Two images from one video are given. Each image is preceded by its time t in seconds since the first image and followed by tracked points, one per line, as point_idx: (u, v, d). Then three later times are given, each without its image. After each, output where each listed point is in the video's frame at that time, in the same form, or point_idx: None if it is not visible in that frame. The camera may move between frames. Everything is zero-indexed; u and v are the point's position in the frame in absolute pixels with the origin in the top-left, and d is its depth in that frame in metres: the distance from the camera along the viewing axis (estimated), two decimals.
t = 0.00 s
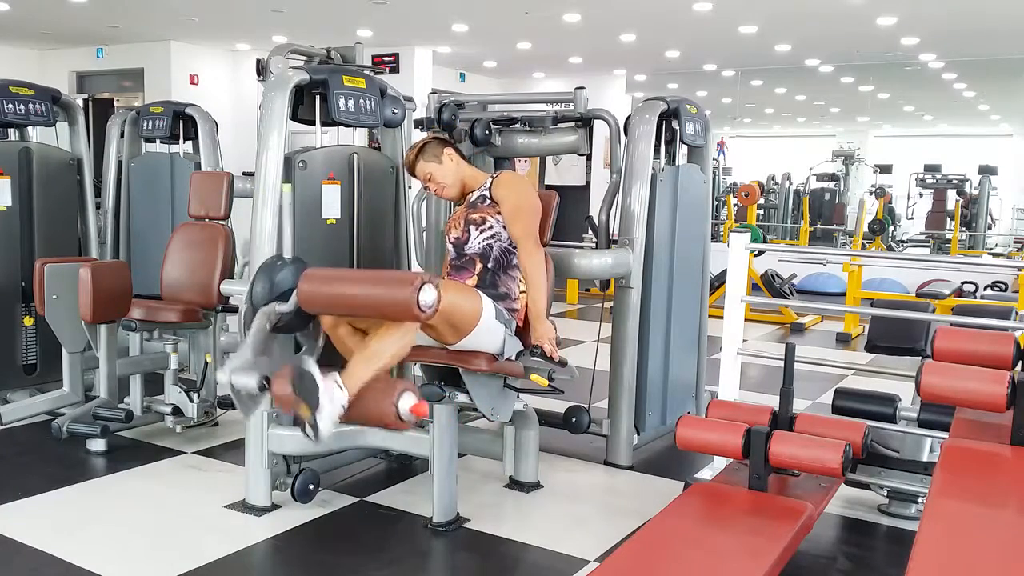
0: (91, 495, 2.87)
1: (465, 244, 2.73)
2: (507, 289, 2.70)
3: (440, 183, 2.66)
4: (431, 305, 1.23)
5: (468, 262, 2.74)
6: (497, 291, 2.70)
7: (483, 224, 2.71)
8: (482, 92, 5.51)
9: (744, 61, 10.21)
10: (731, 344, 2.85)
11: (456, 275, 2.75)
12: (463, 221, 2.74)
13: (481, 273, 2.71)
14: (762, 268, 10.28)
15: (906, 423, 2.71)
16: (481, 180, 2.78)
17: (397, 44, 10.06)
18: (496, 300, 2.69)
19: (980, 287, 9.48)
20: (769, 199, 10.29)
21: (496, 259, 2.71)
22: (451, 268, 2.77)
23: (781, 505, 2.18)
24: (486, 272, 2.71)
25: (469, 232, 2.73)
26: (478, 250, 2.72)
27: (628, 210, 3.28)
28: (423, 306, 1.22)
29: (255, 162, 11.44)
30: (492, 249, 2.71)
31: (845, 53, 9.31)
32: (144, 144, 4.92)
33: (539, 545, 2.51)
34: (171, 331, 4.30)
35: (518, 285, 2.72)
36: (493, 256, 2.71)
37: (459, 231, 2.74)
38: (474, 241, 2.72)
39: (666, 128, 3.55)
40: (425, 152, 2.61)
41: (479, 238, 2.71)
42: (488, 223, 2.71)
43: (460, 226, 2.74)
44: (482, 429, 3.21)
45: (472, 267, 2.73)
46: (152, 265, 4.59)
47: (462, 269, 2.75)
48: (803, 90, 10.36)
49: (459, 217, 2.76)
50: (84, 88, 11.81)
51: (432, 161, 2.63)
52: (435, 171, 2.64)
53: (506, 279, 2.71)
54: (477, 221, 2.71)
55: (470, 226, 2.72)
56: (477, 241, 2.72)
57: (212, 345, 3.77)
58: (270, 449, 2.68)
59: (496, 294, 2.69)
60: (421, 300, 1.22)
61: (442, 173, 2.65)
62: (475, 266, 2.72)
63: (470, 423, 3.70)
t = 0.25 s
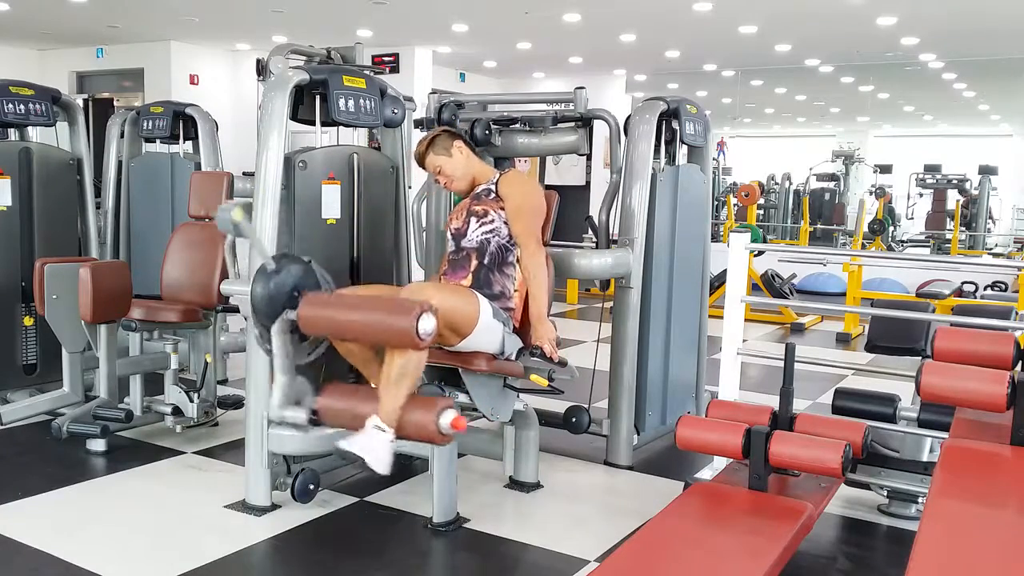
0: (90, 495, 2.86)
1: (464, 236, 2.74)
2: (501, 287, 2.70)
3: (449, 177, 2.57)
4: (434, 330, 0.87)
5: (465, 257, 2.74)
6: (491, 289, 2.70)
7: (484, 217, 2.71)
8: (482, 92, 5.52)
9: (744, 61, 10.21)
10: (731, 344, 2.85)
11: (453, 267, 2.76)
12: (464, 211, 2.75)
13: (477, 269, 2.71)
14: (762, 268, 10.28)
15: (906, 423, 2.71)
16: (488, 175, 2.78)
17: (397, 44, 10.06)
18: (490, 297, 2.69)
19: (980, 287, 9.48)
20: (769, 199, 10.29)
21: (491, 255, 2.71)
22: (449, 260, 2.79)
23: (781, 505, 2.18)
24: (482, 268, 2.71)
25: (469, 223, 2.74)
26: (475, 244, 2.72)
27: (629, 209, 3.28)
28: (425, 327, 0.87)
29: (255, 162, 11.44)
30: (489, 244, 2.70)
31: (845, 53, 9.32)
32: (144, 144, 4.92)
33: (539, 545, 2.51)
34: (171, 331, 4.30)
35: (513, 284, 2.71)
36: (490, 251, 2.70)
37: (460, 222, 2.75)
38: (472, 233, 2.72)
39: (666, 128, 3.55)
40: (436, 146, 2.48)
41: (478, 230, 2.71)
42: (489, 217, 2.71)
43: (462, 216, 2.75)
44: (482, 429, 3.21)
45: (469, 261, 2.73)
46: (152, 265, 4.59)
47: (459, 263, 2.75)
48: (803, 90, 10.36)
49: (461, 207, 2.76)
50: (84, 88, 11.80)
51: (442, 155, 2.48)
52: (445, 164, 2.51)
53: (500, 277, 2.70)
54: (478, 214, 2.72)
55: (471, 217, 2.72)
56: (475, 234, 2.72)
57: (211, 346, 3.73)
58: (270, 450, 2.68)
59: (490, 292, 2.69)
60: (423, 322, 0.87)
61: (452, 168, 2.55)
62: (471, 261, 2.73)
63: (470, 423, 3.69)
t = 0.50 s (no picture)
0: (90, 495, 2.86)
1: (466, 232, 2.74)
2: (502, 287, 2.69)
3: (454, 171, 2.75)
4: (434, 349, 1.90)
5: (468, 255, 2.75)
6: (492, 289, 2.70)
7: (488, 214, 2.70)
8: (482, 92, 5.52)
9: (744, 61, 10.20)
10: (731, 344, 2.85)
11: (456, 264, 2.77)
12: (468, 207, 2.74)
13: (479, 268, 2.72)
14: (762, 268, 10.28)
15: (906, 423, 2.71)
16: (494, 173, 2.78)
17: (397, 44, 10.06)
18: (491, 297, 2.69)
19: (980, 287, 9.48)
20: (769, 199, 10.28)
21: (493, 254, 2.70)
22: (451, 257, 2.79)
23: (781, 505, 2.18)
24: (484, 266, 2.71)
25: (472, 219, 2.74)
26: (477, 242, 2.72)
27: (629, 209, 3.28)
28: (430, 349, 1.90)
29: (255, 162, 11.43)
30: (491, 242, 2.70)
31: (845, 53, 9.31)
32: (144, 144, 4.92)
33: (539, 546, 2.51)
34: (171, 331, 4.30)
35: (514, 284, 2.69)
36: (491, 249, 2.70)
37: (463, 217, 2.75)
38: (475, 229, 2.72)
39: (666, 128, 3.54)
40: (441, 139, 2.71)
41: (481, 227, 2.71)
42: (492, 215, 2.70)
43: (465, 212, 2.75)
44: (482, 429, 3.20)
45: (472, 259, 2.73)
46: (152, 265, 4.59)
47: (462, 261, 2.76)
48: (803, 90, 10.35)
49: (466, 202, 2.76)
50: (84, 88, 11.80)
51: (448, 148, 2.71)
52: (451, 157, 2.72)
53: (501, 276, 2.70)
54: (481, 211, 2.71)
55: (474, 214, 2.72)
56: (478, 231, 2.72)
57: (211, 345, 3.77)
58: (270, 449, 2.68)
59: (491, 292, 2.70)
60: (426, 345, 1.89)
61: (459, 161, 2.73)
62: (473, 261, 2.74)
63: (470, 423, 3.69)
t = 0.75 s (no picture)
0: (90, 495, 2.87)
1: (467, 233, 2.74)
2: (503, 288, 2.70)
3: (453, 173, 2.75)
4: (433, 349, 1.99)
5: (469, 257, 2.74)
6: (493, 290, 2.70)
7: (488, 215, 2.71)
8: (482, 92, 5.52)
9: (744, 61, 10.21)
10: (731, 344, 2.85)
11: (456, 266, 2.76)
12: (468, 209, 2.75)
13: (479, 269, 2.72)
14: (762, 268, 10.27)
15: (906, 423, 2.71)
16: (493, 174, 2.79)
17: (397, 44, 10.06)
18: (491, 298, 2.69)
19: (980, 287, 9.48)
20: (769, 199, 10.28)
21: (494, 254, 2.70)
22: (451, 260, 2.78)
23: (781, 505, 2.18)
24: (484, 268, 2.71)
25: (473, 220, 2.74)
26: (478, 242, 2.72)
27: (629, 209, 3.28)
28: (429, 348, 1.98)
29: (255, 163, 11.43)
30: (492, 243, 2.71)
31: (846, 53, 9.31)
32: (144, 144, 4.92)
33: (539, 545, 2.52)
34: (171, 331, 4.30)
35: (514, 285, 2.70)
36: (492, 250, 2.70)
37: (464, 219, 2.75)
38: (476, 230, 2.73)
39: (666, 128, 3.54)
40: (440, 142, 2.71)
41: (481, 228, 2.71)
42: (493, 216, 2.71)
43: (466, 213, 2.75)
44: (482, 430, 3.20)
45: (472, 261, 2.73)
46: (153, 265, 4.59)
47: (462, 264, 2.75)
48: (803, 90, 10.35)
49: (466, 204, 2.76)
50: (84, 88, 11.80)
51: (447, 151, 2.72)
52: (449, 159, 2.73)
53: (501, 276, 2.70)
54: (482, 212, 2.72)
55: (475, 215, 2.73)
56: (479, 231, 2.72)
57: (211, 345, 3.75)
58: (270, 450, 2.68)
59: (491, 293, 2.70)
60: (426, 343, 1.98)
61: (456, 163, 2.73)
62: (474, 261, 2.73)
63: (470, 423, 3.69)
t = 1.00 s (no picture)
0: (90, 495, 2.87)
1: (467, 235, 2.74)
2: (504, 289, 2.69)
3: (452, 175, 2.75)
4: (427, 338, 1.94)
5: (469, 259, 2.74)
6: (494, 291, 2.69)
7: (489, 217, 2.71)
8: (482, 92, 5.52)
9: (744, 61, 10.21)
10: (731, 344, 2.85)
11: (457, 268, 2.76)
12: (469, 210, 2.75)
13: (480, 271, 2.71)
14: (762, 268, 10.27)
15: (906, 423, 2.71)
16: (493, 176, 2.79)
17: (397, 44, 10.06)
18: (492, 299, 2.68)
19: (980, 287, 9.48)
20: (769, 199, 10.28)
21: (494, 256, 2.70)
22: (453, 262, 2.78)
23: (781, 505, 2.18)
24: (485, 269, 2.71)
25: (473, 222, 2.74)
26: (479, 244, 2.72)
27: (629, 209, 3.28)
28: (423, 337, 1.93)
29: (255, 163, 11.43)
30: (493, 244, 2.70)
31: (846, 53, 9.31)
32: (144, 144, 4.92)
33: (539, 545, 2.51)
34: (171, 331, 4.30)
35: (515, 286, 2.70)
36: (493, 252, 2.70)
37: (465, 221, 2.75)
38: (476, 232, 2.72)
39: (666, 128, 3.55)
40: (440, 144, 2.71)
41: (482, 229, 2.71)
42: (494, 217, 2.71)
43: (467, 215, 2.75)
44: (482, 430, 3.20)
45: (473, 262, 2.73)
46: (153, 265, 4.59)
47: (462, 266, 2.75)
48: (803, 90, 10.35)
49: (467, 206, 2.76)
50: (84, 88, 11.80)
51: (447, 152, 2.71)
52: (449, 161, 2.72)
53: (502, 277, 2.69)
54: (483, 213, 2.72)
55: (476, 217, 2.73)
56: (479, 233, 2.72)
57: (212, 345, 3.74)
58: (270, 450, 2.68)
59: (492, 294, 2.69)
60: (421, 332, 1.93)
61: (456, 165, 2.72)
62: (475, 262, 2.72)
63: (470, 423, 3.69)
